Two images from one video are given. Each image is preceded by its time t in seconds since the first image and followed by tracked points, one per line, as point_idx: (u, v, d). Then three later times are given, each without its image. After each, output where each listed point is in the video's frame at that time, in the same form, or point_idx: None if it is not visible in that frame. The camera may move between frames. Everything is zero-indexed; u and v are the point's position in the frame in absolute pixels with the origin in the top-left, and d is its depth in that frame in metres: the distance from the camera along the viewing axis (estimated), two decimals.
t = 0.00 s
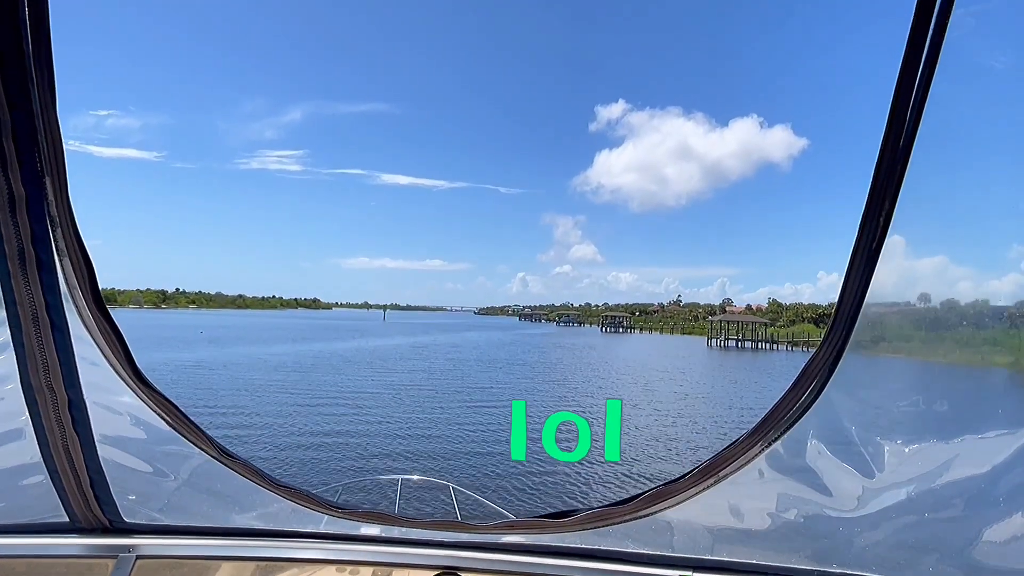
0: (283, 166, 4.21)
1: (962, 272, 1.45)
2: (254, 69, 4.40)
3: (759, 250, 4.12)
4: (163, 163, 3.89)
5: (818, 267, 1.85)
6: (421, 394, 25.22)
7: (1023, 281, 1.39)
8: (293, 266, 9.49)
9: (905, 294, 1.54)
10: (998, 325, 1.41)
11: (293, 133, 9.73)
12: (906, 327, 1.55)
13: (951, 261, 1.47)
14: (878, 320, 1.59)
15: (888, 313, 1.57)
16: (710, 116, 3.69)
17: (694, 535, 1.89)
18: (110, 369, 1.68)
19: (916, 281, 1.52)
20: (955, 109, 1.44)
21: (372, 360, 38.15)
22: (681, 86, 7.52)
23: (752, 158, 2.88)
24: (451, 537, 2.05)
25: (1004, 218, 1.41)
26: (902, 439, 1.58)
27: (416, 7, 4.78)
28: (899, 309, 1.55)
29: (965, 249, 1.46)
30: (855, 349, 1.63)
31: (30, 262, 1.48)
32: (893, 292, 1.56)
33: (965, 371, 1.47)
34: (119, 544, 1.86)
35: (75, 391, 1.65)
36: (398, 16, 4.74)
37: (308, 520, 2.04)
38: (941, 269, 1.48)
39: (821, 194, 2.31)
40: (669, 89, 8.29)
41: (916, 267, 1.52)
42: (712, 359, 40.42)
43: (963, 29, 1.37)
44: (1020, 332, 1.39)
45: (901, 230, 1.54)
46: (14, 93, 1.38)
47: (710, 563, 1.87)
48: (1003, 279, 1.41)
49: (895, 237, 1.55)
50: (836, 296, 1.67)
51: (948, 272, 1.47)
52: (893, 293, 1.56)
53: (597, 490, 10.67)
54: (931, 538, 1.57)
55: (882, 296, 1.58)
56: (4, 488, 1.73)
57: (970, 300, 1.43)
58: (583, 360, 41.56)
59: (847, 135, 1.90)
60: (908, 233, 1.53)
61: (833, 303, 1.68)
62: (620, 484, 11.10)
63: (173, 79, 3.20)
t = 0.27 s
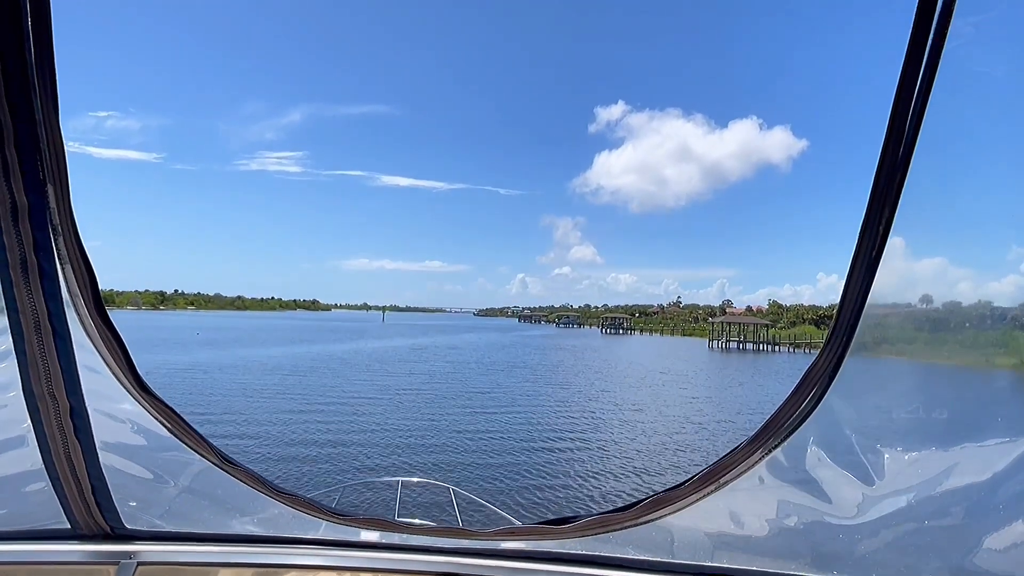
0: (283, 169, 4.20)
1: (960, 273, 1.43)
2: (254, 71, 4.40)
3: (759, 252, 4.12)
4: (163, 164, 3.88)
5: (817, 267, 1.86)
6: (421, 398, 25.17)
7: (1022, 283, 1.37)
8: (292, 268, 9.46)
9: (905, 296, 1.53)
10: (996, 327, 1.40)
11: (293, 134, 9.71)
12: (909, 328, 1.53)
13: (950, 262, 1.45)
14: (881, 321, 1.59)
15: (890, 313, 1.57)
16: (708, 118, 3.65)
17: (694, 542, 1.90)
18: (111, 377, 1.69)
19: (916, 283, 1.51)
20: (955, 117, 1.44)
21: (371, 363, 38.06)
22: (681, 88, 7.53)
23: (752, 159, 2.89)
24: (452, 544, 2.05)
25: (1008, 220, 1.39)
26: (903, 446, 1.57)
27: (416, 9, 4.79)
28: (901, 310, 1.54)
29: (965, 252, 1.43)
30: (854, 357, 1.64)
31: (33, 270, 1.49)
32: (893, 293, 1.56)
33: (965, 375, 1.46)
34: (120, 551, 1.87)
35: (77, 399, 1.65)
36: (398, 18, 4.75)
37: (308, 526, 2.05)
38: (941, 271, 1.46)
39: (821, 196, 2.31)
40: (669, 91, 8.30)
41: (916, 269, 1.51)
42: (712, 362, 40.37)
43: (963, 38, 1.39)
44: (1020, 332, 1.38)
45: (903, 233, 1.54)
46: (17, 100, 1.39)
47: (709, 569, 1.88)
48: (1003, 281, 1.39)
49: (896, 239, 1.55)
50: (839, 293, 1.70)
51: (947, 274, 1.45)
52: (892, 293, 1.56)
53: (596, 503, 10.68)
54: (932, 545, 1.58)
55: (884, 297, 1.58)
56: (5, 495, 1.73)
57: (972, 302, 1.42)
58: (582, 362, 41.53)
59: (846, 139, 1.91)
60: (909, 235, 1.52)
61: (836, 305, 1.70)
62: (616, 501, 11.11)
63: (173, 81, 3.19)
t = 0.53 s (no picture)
0: (282, 170, 4.20)
1: (959, 274, 1.44)
2: (253, 72, 4.40)
3: (759, 253, 4.12)
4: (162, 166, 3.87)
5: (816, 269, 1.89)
6: (420, 400, 25.13)
7: (1021, 284, 1.37)
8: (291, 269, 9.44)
9: (905, 296, 1.56)
10: (993, 329, 1.40)
11: (292, 136, 9.70)
12: (909, 329, 1.56)
13: (949, 263, 1.46)
14: (880, 321, 1.62)
15: (890, 314, 1.59)
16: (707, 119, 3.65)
17: (693, 547, 1.91)
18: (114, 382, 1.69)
19: (915, 286, 1.53)
20: (953, 122, 1.46)
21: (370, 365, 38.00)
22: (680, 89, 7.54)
23: (751, 161, 2.89)
24: (453, 548, 2.05)
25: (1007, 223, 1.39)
26: (900, 450, 1.59)
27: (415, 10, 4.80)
28: (903, 311, 1.56)
29: (963, 254, 1.44)
30: (852, 362, 1.68)
31: (36, 277, 1.49)
32: (893, 293, 1.59)
33: (963, 378, 1.47)
34: (121, 555, 1.87)
35: (80, 405, 1.66)
36: (397, 19, 4.75)
37: (308, 530, 2.05)
38: (939, 272, 1.48)
39: (820, 198, 2.32)
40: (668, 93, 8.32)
41: (916, 269, 1.54)
42: (712, 363, 40.34)
43: (960, 47, 1.41)
44: (1017, 334, 1.37)
45: (901, 234, 1.57)
46: (20, 108, 1.40)
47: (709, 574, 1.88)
48: (1001, 281, 1.39)
49: (894, 240, 1.58)
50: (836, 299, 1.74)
51: (945, 274, 1.46)
52: (891, 292, 1.59)
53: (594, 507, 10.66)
54: (932, 550, 1.57)
55: (882, 299, 1.61)
56: (6, 500, 1.73)
57: (973, 303, 1.42)
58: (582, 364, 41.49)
59: (845, 143, 1.92)
60: (906, 237, 1.56)
61: (833, 310, 1.75)
62: (612, 503, 11.11)
63: (173, 82, 3.19)
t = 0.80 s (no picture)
0: (281, 170, 4.19)
1: (958, 275, 1.44)
2: (252, 73, 4.40)
3: (758, 254, 4.12)
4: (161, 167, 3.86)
5: (814, 271, 1.90)
6: (419, 402, 25.12)
7: (1020, 284, 1.38)
8: (290, 271, 9.43)
9: (905, 296, 1.55)
10: (993, 331, 1.41)
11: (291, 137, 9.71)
12: (909, 329, 1.56)
13: (948, 264, 1.46)
14: (880, 321, 1.62)
15: (890, 314, 1.59)
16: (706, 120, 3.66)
17: (692, 547, 1.91)
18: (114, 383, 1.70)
19: (914, 286, 1.53)
20: (950, 124, 1.47)
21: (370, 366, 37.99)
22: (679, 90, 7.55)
23: (751, 161, 2.90)
24: (452, 548, 2.05)
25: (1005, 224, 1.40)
26: (899, 450, 1.59)
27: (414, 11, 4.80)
28: (904, 312, 1.56)
29: (964, 253, 1.44)
30: (850, 362, 1.69)
31: (36, 278, 1.50)
32: (892, 293, 1.59)
33: (960, 379, 1.48)
34: (121, 556, 1.87)
35: (80, 406, 1.66)
36: (397, 20, 4.76)
37: (309, 530, 2.06)
38: (938, 272, 1.48)
39: (820, 198, 2.33)
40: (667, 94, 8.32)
41: (914, 270, 1.54)
42: (712, 365, 40.35)
43: (956, 48, 1.42)
44: (1017, 336, 1.38)
45: (899, 235, 1.57)
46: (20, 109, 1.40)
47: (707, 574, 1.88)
48: (1001, 282, 1.40)
49: (893, 241, 1.58)
50: (834, 300, 1.74)
51: (945, 275, 1.46)
52: (890, 295, 1.59)
53: (591, 508, 10.68)
54: (930, 549, 1.58)
55: (880, 301, 1.61)
56: (6, 500, 1.74)
57: (974, 304, 1.42)
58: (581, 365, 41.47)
59: (845, 144, 1.93)
60: (905, 238, 1.56)
61: (831, 309, 1.75)
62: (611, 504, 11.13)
63: (172, 83, 3.19)
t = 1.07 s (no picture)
0: (280, 172, 4.19)
1: (956, 276, 1.46)
2: (250, 74, 4.41)
3: (757, 254, 4.12)
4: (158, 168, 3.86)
5: (811, 271, 1.90)
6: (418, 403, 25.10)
7: (1018, 285, 1.39)
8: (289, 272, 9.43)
9: (905, 297, 1.56)
10: (994, 330, 1.42)
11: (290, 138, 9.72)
12: (907, 329, 1.56)
13: (946, 265, 1.47)
14: (878, 321, 1.62)
15: (888, 314, 1.59)
16: (706, 121, 3.68)
17: (691, 545, 1.91)
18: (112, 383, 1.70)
19: (913, 286, 1.54)
20: (946, 123, 1.47)
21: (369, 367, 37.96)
22: (678, 91, 7.56)
23: (749, 162, 2.91)
24: (451, 548, 2.05)
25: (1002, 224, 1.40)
26: (897, 448, 1.60)
27: (413, 12, 4.81)
28: (903, 313, 1.56)
29: (962, 253, 1.45)
30: (846, 360, 1.69)
31: (34, 278, 1.50)
32: (890, 294, 1.59)
33: (957, 377, 1.49)
34: (120, 555, 1.87)
35: (78, 405, 1.66)
36: (395, 21, 4.76)
37: (309, 530, 2.06)
38: (937, 273, 1.49)
39: (818, 198, 2.33)
40: (666, 95, 8.32)
41: (912, 270, 1.54)
42: (711, 366, 40.37)
43: (952, 47, 1.42)
44: (1016, 336, 1.39)
45: (896, 235, 1.57)
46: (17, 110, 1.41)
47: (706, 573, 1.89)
48: (999, 282, 1.41)
49: (892, 241, 1.58)
50: (831, 300, 1.74)
51: (943, 276, 1.47)
52: (888, 296, 1.59)
53: (590, 508, 10.69)
54: (928, 548, 1.59)
55: (878, 302, 1.61)
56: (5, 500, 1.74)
57: (974, 304, 1.43)
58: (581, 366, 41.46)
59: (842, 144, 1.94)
60: (904, 238, 1.56)
61: (827, 309, 1.75)
62: (609, 504, 11.14)
63: (170, 84, 3.19)
